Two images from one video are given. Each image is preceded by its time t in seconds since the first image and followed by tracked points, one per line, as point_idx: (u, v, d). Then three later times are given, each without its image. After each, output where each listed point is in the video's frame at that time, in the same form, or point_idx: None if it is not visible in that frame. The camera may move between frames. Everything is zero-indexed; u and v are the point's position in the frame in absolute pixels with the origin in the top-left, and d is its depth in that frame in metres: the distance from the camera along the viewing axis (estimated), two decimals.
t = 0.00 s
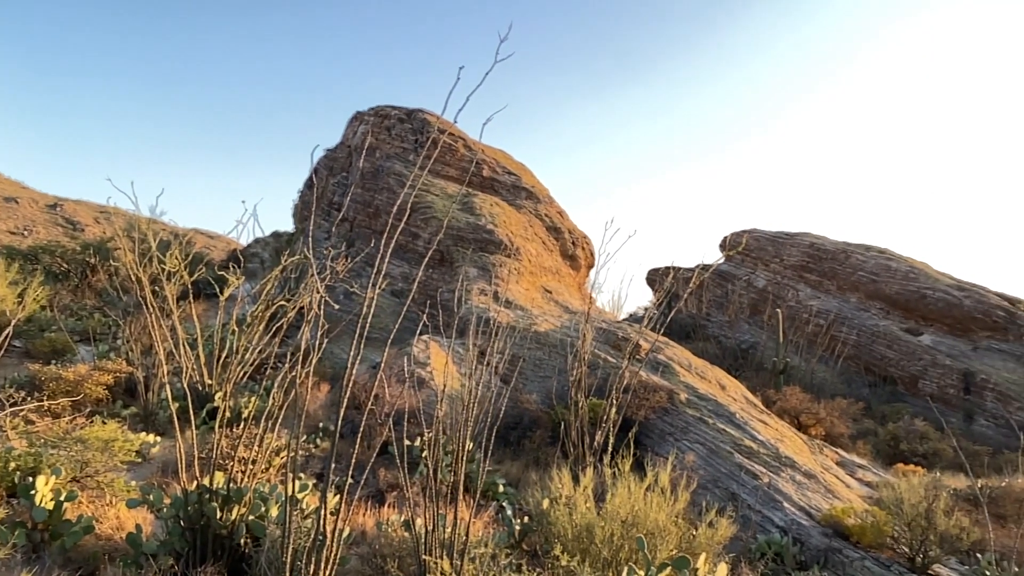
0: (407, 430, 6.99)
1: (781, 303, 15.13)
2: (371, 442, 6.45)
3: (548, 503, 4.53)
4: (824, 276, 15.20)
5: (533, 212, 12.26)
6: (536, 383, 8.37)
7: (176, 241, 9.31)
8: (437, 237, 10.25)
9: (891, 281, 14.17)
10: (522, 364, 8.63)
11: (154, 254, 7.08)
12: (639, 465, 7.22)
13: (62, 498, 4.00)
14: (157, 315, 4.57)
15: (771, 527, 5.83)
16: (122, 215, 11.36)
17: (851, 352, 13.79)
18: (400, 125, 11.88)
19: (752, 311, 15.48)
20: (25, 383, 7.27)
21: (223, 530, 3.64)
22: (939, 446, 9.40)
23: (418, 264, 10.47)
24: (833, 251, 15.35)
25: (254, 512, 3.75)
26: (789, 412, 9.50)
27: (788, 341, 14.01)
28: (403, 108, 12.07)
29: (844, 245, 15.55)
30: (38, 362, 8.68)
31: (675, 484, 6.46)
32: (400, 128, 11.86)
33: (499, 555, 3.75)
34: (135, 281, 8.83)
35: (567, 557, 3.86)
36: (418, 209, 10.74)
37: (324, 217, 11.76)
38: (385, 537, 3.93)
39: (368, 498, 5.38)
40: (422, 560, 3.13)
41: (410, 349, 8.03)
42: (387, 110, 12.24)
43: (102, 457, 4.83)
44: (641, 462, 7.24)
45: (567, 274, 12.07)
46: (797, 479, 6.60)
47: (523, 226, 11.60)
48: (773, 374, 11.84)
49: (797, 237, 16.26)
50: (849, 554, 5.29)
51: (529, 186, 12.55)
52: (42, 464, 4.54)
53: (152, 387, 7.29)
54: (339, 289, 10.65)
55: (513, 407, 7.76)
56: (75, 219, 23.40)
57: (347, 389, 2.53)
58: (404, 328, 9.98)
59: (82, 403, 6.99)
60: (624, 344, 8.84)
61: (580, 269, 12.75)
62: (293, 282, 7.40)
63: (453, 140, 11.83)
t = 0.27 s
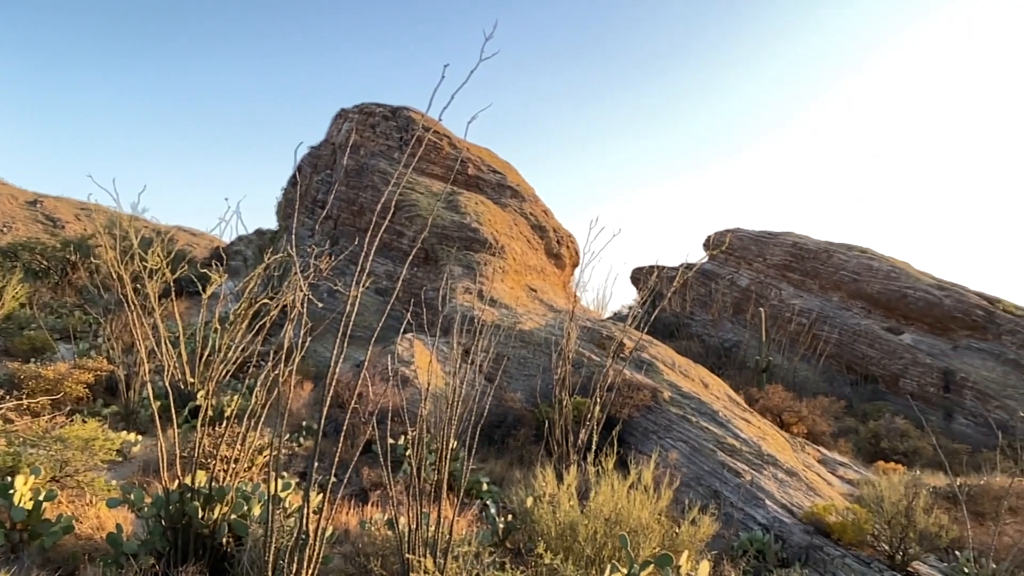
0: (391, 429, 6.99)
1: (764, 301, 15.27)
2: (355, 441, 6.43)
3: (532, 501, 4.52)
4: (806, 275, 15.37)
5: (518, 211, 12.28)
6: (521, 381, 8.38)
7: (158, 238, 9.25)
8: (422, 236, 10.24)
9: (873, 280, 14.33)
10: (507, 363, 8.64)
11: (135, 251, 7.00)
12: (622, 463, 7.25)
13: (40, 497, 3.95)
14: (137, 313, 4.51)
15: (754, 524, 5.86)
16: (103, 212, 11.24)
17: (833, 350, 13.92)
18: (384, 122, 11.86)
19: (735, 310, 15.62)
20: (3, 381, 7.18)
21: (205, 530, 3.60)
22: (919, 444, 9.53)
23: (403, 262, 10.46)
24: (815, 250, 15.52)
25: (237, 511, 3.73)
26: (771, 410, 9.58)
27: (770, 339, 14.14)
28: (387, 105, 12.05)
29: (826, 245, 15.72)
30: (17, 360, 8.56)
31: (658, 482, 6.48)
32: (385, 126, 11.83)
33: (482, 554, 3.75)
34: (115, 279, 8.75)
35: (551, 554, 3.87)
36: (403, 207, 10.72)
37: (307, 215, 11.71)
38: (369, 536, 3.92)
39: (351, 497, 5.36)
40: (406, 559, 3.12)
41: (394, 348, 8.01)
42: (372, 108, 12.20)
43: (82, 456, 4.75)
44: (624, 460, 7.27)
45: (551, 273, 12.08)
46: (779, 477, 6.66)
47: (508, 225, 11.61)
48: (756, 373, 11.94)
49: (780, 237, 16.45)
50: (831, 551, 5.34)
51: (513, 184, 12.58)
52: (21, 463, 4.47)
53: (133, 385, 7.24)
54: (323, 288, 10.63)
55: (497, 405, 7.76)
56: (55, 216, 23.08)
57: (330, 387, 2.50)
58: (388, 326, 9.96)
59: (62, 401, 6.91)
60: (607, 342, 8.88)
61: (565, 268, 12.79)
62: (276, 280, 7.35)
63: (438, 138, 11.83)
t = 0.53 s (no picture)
0: (375, 426, 6.99)
1: (748, 299, 15.39)
2: (339, 439, 6.42)
3: (516, 498, 4.53)
4: (789, 273, 15.52)
5: (504, 209, 12.28)
6: (506, 378, 8.38)
7: (140, 235, 9.16)
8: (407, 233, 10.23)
9: (855, 278, 14.48)
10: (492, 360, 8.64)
11: (116, 248, 6.93)
12: (606, 460, 7.27)
13: (20, 497, 3.90)
14: (119, 310, 4.47)
15: (736, 521, 5.90)
16: (84, 208, 11.12)
17: (816, 348, 14.06)
18: (370, 119, 11.83)
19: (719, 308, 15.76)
20: None
21: (187, 528, 3.58)
22: (900, 441, 9.65)
23: (388, 260, 10.44)
24: (798, 249, 15.68)
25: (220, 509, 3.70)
26: (754, 408, 9.64)
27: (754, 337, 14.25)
28: (372, 102, 12.01)
29: (810, 244, 15.85)
30: None
31: (641, 478, 6.52)
32: (370, 122, 11.80)
33: (465, 551, 3.75)
34: (97, 276, 8.66)
35: (534, 552, 3.84)
36: (388, 204, 10.70)
37: (292, 211, 11.66)
38: (352, 534, 3.91)
39: (335, 495, 5.35)
40: (389, 556, 3.11)
41: (378, 346, 7.99)
42: (357, 104, 12.17)
43: (62, 455, 4.65)
44: (608, 458, 7.30)
45: (537, 271, 12.09)
46: (762, 473, 6.71)
47: (494, 222, 11.61)
48: (739, 370, 12.04)
49: (764, 235, 16.63)
50: (812, 547, 5.39)
51: (499, 182, 12.59)
52: None
53: (114, 383, 7.18)
54: (307, 285, 10.61)
55: (482, 403, 7.76)
56: (35, 212, 22.77)
57: (314, 386, 2.47)
58: (372, 323, 9.94)
59: (41, 400, 6.83)
60: (592, 340, 8.91)
61: (551, 266, 12.81)
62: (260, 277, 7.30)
63: (423, 136, 11.82)
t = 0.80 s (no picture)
0: (359, 426, 6.98)
1: (731, 298, 15.51)
2: (322, 438, 6.40)
3: (501, 497, 4.53)
4: (772, 273, 15.65)
5: (489, 207, 12.28)
6: (490, 377, 8.38)
7: (121, 234, 9.08)
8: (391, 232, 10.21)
9: (837, 277, 14.62)
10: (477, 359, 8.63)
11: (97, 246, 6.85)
12: (590, 458, 7.29)
13: None
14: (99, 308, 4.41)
15: (719, 519, 5.94)
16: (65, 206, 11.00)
17: (799, 346, 14.18)
18: (354, 117, 11.79)
19: (703, 307, 15.86)
20: None
21: (169, 529, 3.54)
22: (882, 438, 9.76)
23: (372, 259, 10.41)
24: (781, 248, 15.81)
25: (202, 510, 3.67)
26: (737, 405, 9.70)
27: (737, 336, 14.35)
28: (357, 100, 11.97)
29: (793, 243, 15.98)
30: None
31: (626, 476, 6.55)
32: (354, 120, 11.76)
33: (449, 550, 3.74)
34: (77, 275, 8.57)
35: (519, 550, 3.84)
36: (372, 203, 10.67)
37: (276, 210, 11.60)
38: (336, 533, 3.90)
39: (319, 495, 5.33)
40: (373, 556, 3.10)
41: (363, 345, 7.96)
42: (341, 102, 12.13)
43: (42, 455, 4.50)
44: (593, 456, 7.33)
45: (522, 270, 12.09)
46: (745, 471, 6.75)
47: (479, 221, 11.62)
48: (723, 369, 12.14)
49: (747, 234, 16.74)
50: (795, 544, 5.43)
51: (484, 180, 12.61)
52: None
53: (95, 383, 7.11)
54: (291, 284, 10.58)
55: (467, 402, 7.76)
56: (14, 209, 22.45)
57: (297, 385, 2.43)
58: (356, 322, 9.92)
59: (20, 400, 6.74)
60: (577, 339, 8.93)
61: (536, 264, 12.83)
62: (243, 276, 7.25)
63: (408, 134, 11.80)
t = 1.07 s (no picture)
0: (343, 426, 6.96)
1: (715, 298, 15.62)
2: (306, 438, 6.37)
3: (485, 497, 4.52)
4: (756, 272, 15.76)
5: (475, 207, 12.27)
6: (476, 377, 8.37)
7: (103, 232, 8.99)
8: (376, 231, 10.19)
9: (820, 277, 14.74)
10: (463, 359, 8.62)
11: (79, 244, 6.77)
12: (575, 457, 7.31)
13: None
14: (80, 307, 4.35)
15: (703, 517, 5.97)
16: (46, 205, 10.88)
17: (781, 345, 14.28)
18: (339, 116, 11.74)
19: (687, 306, 15.95)
20: None
21: (151, 530, 3.51)
22: (864, 437, 9.86)
23: (356, 258, 10.38)
24: (765, 247, 15.91)
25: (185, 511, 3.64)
26: (721, 404, 9.75)
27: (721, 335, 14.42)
28: (342, 98, 11.92)
29: (777, 243, 16.09)
30: None
31: (610, 476, 6.57)
32: (339, 119, 11.71)
33: (434, 549, 3.73)
34: (58, 275, 8.48)
35: (503, 550, 3.84)
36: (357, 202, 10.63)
37: (260, 209, 11.53)
38: (320, 534, 3.88)
39: (303, 496, 5.31)
40: (357, 556, 3.08)
41: (347, 344, 7.94)
42: (326, 101, 12.07)
43: (21, 456, 4.39)
44: (577, 455, 7.35)
45: (507, 269, 12.08)
46: (729, 470, 6.79)
47: (464, 220, 11.61)
48: (707, 368, 12.21)
49: (731, 234, 16.83)
50: (778, 542, 5.46)
51: (469, 179, 12.60)
52: None
53: (76, 383, 7.04)
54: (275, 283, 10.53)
55: (452, 402, 7.75)
56: None
57: (282, 384, 2.40)
58: (340, 321, 9.89)
59: None
60: (562, 338, 8.95)
61: (522, 264, 12.84)
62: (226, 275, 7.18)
63: (393, 133, 11.77)
